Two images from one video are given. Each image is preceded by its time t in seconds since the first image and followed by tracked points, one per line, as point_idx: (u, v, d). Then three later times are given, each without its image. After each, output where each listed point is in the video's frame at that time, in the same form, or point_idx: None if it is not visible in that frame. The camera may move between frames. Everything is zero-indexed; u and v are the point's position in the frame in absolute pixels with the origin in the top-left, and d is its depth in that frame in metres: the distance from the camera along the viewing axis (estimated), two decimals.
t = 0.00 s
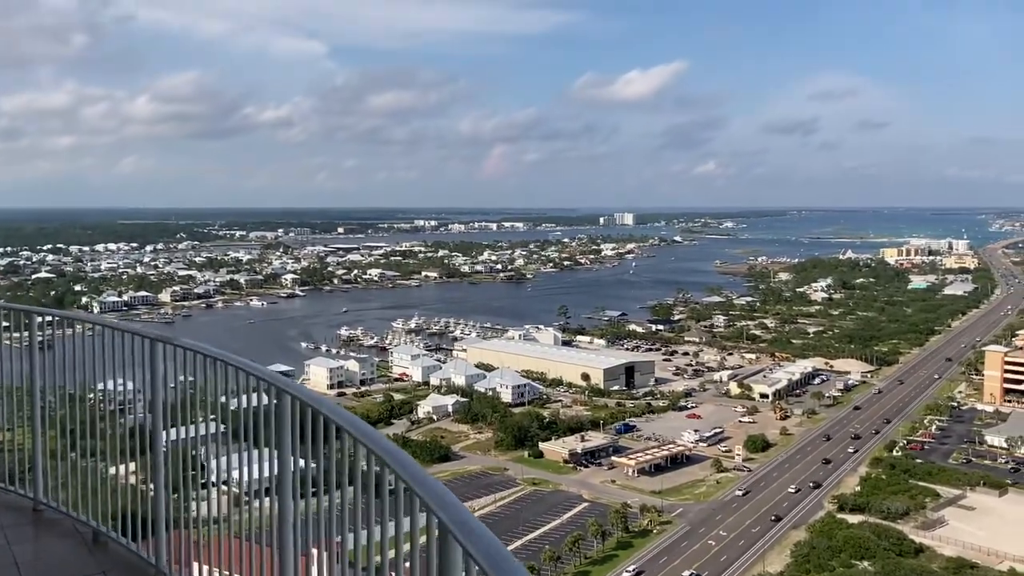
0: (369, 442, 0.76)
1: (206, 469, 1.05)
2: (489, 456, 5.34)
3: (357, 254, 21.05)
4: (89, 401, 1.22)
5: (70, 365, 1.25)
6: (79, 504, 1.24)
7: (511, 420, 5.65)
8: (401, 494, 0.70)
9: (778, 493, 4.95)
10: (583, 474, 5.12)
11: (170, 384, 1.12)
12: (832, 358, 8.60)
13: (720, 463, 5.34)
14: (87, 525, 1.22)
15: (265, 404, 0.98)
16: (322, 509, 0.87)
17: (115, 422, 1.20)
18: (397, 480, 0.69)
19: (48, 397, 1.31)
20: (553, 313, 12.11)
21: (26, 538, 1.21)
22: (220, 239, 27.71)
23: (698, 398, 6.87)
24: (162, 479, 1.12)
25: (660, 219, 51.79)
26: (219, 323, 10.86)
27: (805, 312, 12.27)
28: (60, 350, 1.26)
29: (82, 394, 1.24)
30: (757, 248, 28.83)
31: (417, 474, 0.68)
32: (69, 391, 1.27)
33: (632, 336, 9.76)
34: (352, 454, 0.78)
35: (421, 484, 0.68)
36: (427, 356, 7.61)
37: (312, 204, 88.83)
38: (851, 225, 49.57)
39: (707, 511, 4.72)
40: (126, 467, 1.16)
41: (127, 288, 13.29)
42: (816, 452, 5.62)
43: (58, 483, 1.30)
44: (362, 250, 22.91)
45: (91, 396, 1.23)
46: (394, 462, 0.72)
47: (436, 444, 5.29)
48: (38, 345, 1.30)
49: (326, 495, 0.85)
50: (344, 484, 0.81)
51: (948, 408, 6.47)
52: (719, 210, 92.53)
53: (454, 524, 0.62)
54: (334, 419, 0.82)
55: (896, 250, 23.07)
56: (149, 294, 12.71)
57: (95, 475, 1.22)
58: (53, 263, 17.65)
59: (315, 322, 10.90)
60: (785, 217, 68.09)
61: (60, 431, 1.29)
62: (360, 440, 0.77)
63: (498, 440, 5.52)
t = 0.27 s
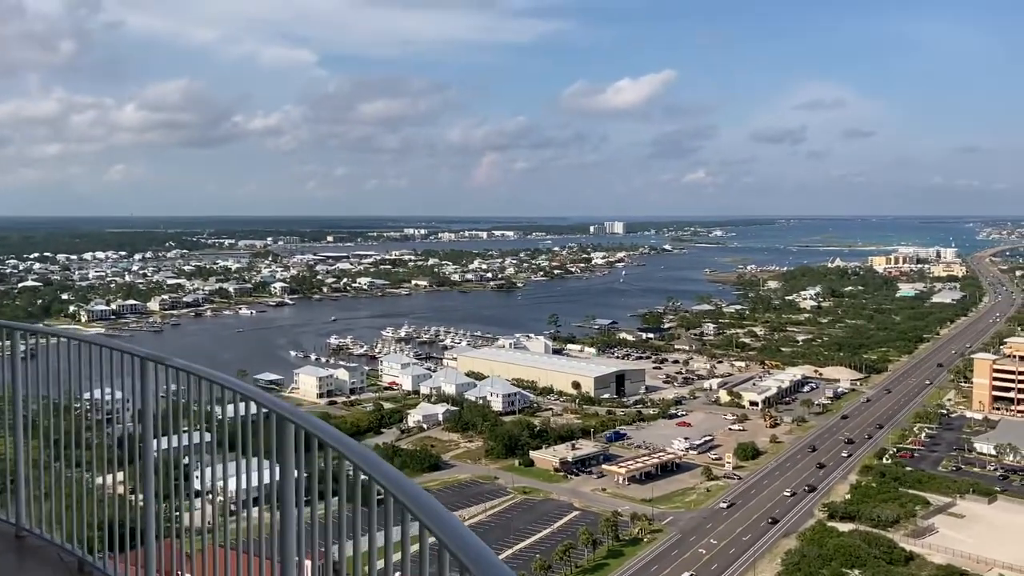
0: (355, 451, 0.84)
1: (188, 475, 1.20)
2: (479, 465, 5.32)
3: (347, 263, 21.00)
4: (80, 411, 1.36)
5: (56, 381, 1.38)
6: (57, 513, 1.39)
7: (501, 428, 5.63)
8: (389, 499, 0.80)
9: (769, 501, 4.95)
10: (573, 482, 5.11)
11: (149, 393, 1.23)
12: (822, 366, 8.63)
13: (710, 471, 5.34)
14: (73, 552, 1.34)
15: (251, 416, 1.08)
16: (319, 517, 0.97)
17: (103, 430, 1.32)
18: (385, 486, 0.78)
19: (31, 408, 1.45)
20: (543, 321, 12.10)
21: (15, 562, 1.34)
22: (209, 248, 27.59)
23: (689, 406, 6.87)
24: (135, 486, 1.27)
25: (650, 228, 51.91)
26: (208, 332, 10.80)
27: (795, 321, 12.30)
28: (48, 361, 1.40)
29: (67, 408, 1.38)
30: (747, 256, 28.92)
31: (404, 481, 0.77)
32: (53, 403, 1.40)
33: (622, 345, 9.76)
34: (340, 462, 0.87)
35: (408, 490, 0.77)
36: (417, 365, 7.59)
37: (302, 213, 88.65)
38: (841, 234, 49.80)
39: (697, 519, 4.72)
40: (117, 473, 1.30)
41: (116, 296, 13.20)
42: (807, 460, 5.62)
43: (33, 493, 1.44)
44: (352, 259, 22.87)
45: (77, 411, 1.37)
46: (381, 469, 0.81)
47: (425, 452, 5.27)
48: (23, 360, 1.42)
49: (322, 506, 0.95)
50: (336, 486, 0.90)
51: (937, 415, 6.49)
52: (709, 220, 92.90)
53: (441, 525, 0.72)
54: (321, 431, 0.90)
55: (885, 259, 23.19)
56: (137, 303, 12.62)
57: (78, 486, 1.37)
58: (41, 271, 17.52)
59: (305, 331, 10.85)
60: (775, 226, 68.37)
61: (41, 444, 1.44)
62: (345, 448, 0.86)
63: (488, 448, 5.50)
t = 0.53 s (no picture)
0: (369, 486, 1.08)
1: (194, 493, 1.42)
2: (475, 470, 5.31)
3: (343, 267, 20.92)
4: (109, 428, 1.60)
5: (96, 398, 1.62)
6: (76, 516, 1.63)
7: (498, 433, 5.62)
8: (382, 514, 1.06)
9: (769, 507, 4.94)
10: (570, 487, 5.10)
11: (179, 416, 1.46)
12: (818, 370, 8.64)
13: (707, 475, 5.33)
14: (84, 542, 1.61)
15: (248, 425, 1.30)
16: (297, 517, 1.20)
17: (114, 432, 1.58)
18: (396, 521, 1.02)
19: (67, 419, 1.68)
20: (540, 326, 12.08)
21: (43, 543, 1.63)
22: (205, 252, 27.48)
23: (685, 411, 6.86)
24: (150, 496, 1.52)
25: (647, 232, 51.92)
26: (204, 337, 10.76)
27: (792, 325, 12.29)
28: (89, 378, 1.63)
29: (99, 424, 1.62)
30: (744, 261, 28.91)
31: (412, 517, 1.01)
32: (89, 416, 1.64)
33: (619, 349, 9.75)
34: (353, 495, 1.10)
35: (400, 509, 1.04)
36: (413, 369, 7.57)
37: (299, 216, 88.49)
38: (838, 238, 49.84)
39: (695, 524, 4.71)
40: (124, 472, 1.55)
41: (111, 301, 13.14)
42: (804, 464, 5.62)
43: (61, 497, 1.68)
44: (348, 263, 22.81)
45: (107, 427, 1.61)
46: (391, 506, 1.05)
47: (422, 457, 5.26)
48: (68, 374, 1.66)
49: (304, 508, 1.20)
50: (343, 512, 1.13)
51: (934, 420, 6.50)
52: (704, 223, 92.96)
53: (428, 538, 0.99)
54: (336, 467, 1.12)
55: (882, 263, 23.19)
56: (133, 307, 12.56)
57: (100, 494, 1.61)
58: (37, 276, 17.44)
59: (301, 335, 10.82)
60: (772, 230, 68.43)
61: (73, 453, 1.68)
62: (348, 472, 1.11)
63: (485, 453, 5.49)
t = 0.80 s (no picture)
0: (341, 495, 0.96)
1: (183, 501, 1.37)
2: (479, 471, 5.30)
3: (347, 268, 20.97)
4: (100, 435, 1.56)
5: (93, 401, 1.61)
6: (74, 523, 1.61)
7: (502, 435, 5.61)
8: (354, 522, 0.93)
9: (775, 510, 4.92)
10: (575, 489, 5.09)
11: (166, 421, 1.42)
12: (823, 372, 8.61)
13: (712, 478, 5.32)
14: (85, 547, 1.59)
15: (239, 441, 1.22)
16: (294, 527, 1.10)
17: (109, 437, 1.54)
18: (350, 514, 0.92)
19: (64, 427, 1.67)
20: (544, 327, 12.09)
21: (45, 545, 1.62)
22: (210, 253, 27.56)
23: (690, 413, 6.85)
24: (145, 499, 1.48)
25: (651, 234, 51.94)
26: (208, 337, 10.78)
27: (796, 327, 12.29)
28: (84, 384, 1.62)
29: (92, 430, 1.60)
30: (748, 263, 28.91)
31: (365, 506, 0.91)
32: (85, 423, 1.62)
33: (623, 351, 9.74)
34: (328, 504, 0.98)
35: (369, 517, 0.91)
36: (417, 371, 7.57)
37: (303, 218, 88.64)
38: (843, 240, 49.82)
39: (699, 527, 4.70)
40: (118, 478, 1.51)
41: (117, 301, 13.18)
42: (810, 467, 5.60)
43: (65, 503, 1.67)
44: (353, 264, 22.84)
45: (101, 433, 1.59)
46: (347, 498, 0.95)
47: (426, 459, 5.25)
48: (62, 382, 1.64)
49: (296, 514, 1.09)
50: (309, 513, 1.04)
51: (940, 423, 6.47)
52: (708, 225, 92.94)
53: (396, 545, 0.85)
54: (298, 468, 1.04)
55: (887, 265, 23.18)
56: (138, 308, 12.60)
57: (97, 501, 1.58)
58: (42, 276, 17.51)
59: (306, 336, 10.84)
60: (776, 232, 68.40)
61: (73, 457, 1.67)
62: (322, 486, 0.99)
63: (489, 455, 5.48)
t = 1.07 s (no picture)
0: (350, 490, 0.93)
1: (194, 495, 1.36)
2: (491, 470, 5.30)
3: (359, 266, 21.01)
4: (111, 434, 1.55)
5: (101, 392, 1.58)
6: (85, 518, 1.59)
7: (514, 433, 5.60)
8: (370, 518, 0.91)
9: (787, 509, 4.90)
10: (586, 488, 5.07)
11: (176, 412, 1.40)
12: (836, 371, 8.57)
13: (724, 477, 5.30)
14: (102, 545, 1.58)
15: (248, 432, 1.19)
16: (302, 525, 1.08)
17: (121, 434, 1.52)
18: (359, 506, 0.90)
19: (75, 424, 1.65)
20: (556, 325, 12.07)
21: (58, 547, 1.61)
22: (222, 251, 27.65)
23: (703, 412, 6.82)
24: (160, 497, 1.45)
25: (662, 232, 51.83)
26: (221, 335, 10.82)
27: (809, 326, 12.23)
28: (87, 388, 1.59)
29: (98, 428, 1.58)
30: (761, 261, 28.79)
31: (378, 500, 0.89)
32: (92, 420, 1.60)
33: (635, 350, 9.72)
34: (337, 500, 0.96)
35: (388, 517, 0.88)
36: (429, 368, 7.57)
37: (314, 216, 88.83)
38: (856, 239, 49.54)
39: (712, 526, 4.68)
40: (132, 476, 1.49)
41: (130, 299, 13.24)
42: (823, 466, 5.56)
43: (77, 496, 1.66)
44: (364, 262, 22.87)
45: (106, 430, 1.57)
46: (351, 488, 0.93)
47: (438, 457, 5.25)
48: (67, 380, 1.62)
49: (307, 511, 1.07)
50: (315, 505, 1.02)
51: (954, 422, 6.42)
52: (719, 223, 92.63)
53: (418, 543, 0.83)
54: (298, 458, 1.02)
55: (900, 263, 23.02)
56: (151, 305, 12.65)
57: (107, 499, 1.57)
58: (56, 274, 17.62)
59: (318, 334, 10.85)
60: (788, 230, 68.10)
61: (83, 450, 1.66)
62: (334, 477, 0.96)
63: (500, 453, 5.48)
